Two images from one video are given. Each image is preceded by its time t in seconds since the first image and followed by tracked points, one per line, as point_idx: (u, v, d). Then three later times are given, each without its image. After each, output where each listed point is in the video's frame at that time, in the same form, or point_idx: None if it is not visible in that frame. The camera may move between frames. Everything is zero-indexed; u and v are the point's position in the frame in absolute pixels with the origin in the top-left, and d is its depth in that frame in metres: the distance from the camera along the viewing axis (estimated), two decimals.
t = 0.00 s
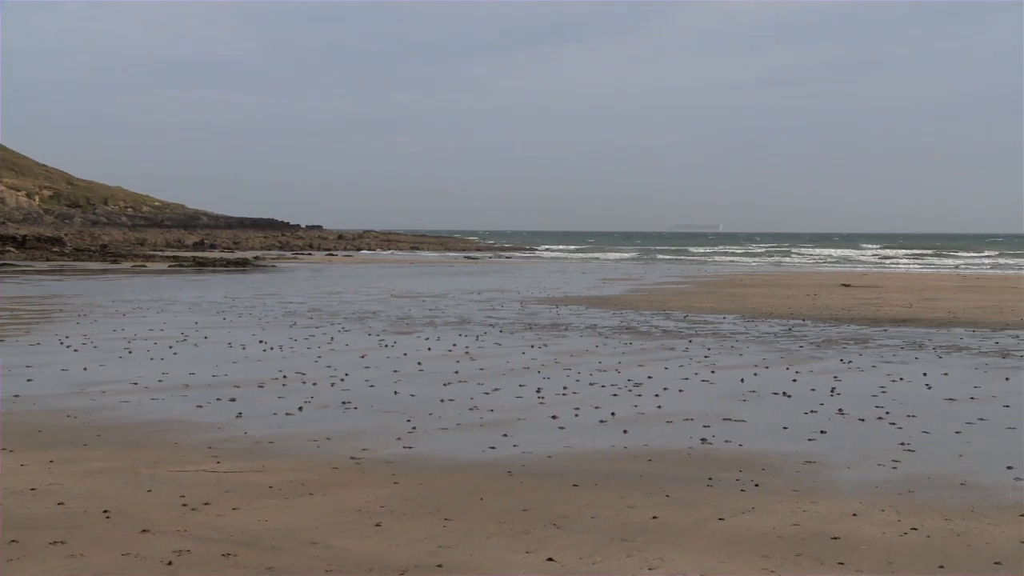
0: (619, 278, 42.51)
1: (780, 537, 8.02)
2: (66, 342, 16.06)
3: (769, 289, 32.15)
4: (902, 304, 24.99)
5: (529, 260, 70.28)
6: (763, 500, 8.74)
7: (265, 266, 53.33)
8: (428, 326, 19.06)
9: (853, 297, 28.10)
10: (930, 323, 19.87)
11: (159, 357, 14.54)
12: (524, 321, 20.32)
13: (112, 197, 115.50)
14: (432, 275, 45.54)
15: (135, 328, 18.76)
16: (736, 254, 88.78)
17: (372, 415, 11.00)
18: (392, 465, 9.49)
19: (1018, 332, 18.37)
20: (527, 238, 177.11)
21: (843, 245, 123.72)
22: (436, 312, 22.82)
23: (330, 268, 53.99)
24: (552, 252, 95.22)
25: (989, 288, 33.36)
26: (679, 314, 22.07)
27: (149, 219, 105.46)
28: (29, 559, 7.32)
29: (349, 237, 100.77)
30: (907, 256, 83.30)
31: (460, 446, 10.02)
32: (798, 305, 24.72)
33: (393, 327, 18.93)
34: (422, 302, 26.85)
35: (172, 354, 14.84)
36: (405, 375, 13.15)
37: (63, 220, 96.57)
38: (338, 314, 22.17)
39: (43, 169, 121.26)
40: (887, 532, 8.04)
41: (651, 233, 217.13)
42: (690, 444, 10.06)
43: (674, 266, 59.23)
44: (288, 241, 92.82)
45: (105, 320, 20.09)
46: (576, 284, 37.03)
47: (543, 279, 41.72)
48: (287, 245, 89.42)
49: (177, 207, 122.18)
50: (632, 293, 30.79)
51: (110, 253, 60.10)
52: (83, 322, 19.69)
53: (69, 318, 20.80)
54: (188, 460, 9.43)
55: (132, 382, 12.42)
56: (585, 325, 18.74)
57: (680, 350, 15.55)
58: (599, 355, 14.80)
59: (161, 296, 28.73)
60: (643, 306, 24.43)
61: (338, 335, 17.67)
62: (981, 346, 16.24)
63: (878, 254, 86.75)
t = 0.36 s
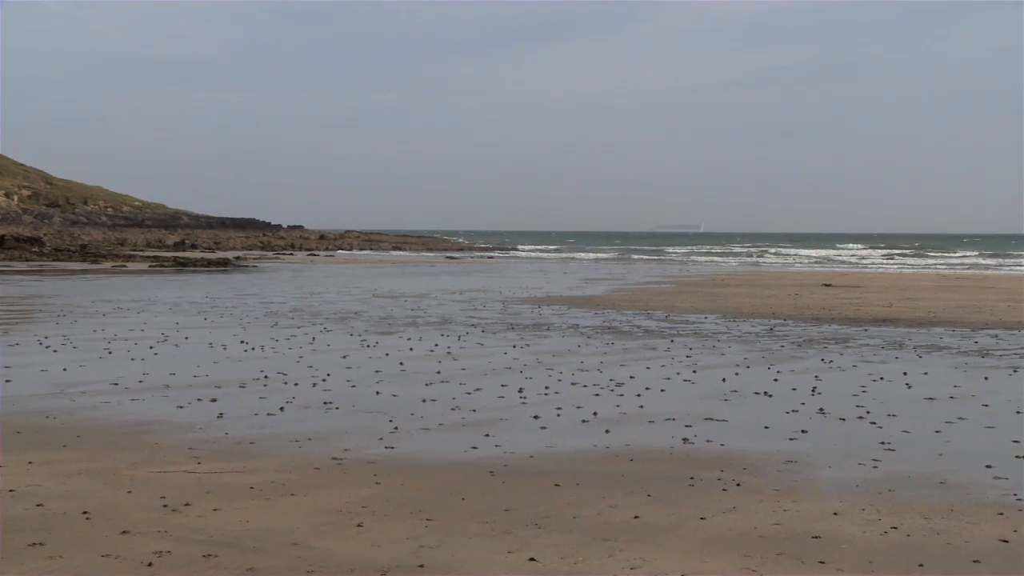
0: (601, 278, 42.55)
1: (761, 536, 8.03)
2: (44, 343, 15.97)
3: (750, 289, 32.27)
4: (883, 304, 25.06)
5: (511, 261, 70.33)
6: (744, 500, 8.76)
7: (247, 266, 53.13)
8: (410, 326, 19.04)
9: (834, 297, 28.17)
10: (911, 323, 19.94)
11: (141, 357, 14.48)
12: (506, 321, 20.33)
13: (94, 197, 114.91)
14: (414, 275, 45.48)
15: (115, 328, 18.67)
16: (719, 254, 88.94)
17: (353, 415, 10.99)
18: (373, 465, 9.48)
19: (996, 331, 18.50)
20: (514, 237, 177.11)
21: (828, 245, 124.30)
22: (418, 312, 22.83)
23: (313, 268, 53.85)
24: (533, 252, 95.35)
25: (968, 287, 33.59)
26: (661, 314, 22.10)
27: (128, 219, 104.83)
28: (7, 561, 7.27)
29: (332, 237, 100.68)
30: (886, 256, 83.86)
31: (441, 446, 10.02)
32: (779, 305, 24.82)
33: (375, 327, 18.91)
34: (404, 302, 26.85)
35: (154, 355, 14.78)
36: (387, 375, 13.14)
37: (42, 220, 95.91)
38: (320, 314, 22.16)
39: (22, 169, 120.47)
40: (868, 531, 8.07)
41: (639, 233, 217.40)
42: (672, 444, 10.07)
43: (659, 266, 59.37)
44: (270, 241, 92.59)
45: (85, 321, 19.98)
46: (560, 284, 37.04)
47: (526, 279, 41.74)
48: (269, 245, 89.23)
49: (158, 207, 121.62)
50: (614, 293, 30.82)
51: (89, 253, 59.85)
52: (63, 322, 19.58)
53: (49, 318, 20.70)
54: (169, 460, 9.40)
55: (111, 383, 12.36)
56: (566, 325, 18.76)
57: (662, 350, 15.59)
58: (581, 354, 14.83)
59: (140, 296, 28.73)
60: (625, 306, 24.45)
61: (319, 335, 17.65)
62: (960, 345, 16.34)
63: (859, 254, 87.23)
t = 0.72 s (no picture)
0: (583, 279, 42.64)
1: (742, 536, 8.05)
2: (22, 344, 15.87)
3: (730, 288, 32.40)
4: (862, 304, 25.19)
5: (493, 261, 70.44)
6: (725, 499, 8.79)
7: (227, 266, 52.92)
8: (391, 326, 19.02)
9: (813, 297, 28.31)
10: (890, 323, 20.06)
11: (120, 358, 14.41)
12: (487, 321, 20.34)
13: (74, 197, 114.43)
14: (395, 275, 45.45)
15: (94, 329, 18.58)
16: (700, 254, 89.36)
17: (334, 415, 10.98)
18: (354, 466, 9.47)
19: (973, 331, 18.64)
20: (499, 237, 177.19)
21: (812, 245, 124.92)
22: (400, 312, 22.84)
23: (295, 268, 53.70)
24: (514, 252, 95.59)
25: (946, 287, 33.84)
26: (641, 314, 22.15)
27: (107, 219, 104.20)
28: None
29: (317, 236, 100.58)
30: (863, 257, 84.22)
31: (423, 446, 10.01)
32: (760, 305, 24.93)
33: (356, 327, 18.89)
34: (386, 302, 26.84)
35: (134, 355, 14.71)
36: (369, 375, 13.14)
37: (19, 221, 95.23)
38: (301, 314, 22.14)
39: None
40: (847, 530, 8.11)
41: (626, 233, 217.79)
42: (653, 444, 10.09)
43: (642, 266, 59.55)
44: (250, 241, 92.32)
45: (63, 321, 19.86)
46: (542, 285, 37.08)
47: (509, 279, 41.78)
48: (249, 245, 89.00)
49: (137, 207, 121.01)
50: (595, 293, 30.90)
51: (52, 254, 59.33)
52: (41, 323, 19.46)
53: (27, 319, 20.59)
54: (149, 461, 9.37)
55: (90, 383, 12.30)
56: (547, 325, 18.79)
57: (643, 349, 15.64)
58: (563, 354, 14.86)
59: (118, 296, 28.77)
60: (607, 307, 24.51)
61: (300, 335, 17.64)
62: (938, 345, 16.44)
63: (841, 254, 87.82)
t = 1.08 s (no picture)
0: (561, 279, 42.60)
1: (718, 535, 8.07)
2: None
3: (708, 289, 32.42)
4: (839, 304, 25.25)
5: (472, 261, 70.37)
6: (701, 498, 8.81)
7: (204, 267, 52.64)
8: (369, 326, 18.98)
9: (790, 297, 28.39)
10: (866, 323, 20.15)
11: (97, 359, 14.33)
12: (465, 321, 20.32)
13: (49, 196, 113.56)
14: (374, 275, 45.33)
15: (69, 329, 18.46)
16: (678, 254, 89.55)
17: (311, 415, 10.95)
18: (331, 466, 9.45)
19: (948, 330, 18.76)
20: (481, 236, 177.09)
21: (795, 245, 125.37)
22: (378, 312, 22.81)
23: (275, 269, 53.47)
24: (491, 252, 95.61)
25: (922, 287, 34.00)
26: (619, 314, 22.17)
27: (81, 219, 103.33)
28: None
29: (292, 237, 100.17)
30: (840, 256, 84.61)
31: (401, 446, 10.00)
32: (737, 305, 24.99)
33: (333, 327, 18.85)
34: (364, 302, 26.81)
35: (110, 356, 14.62)
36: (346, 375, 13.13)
37: None
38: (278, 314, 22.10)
39: None
40: (823, 528, 8.15)
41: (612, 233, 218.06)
42: (630, 444, 10.11)
43: (624, 265, 59.62)
44: (225, 241, 91.62)
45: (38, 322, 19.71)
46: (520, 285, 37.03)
47: (488, 279, 41.72)
48: (227, 245, 88.65)
49: (111, 206, 120.08)
50: (574, 293, 30.91)
51: (23, 254, 58.79)
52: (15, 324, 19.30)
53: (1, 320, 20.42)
54: (124, 463, 9.32)
55: (66, 384, 12.22)
56: (525, 325, 18.79)
57: (620, 349, 15.69)
58: (540, 353, 14.90)
59: (95, 296, 28.72)
60: (585, 307, 24.51)
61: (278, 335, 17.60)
62: (914, 345, 16.53)
63: (820, 254, 88.05)
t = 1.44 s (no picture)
0: (539, 278, 42.51)
1: (695, 534, 8.07)
2: None
3: (685, 288, 32.47)
4: (816, 305, 25.30)
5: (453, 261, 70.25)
6: (679, 498, 8.82)
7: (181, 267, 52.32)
8: (346, 326, 18.93)
9: (766, 296, 28.43)
10: (842, 322, 20.24)
11: (72, 359, 14.23)
12: (443, 321, 20.29)
13: (24, 195, 112.65)
14: (353, 275, 45.19)
15: (44, 330, 18.32)
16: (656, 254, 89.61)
17: (288, 416, 10.93)
18: (308, 467, 9.42)
19: (923, 330, 18.88)
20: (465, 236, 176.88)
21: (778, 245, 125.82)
22: (356, 312, 22.77)
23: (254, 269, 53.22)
24: (469, 253, 95.51)
25: (898, 286, 34.19)
26: (597, 314, 22.17)
27: (55, 219, 102.43)
28: None
29: (266, 237, 99.72)
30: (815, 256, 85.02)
31: (378, 446, 9.99)
32: (714, 304, 25.06)
33: (311, 327, 18.79)
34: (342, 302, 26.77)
35: (85, 357, 14.53)
36: (324, 375, 13.11)
37: None
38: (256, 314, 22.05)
39: None
40: (799, 527, 8.17)
41: (598, 233, 218.28)
42: (607, 444, 10.12)
43: (606, 265, 59.67)
44: (200, 241, 91.16)
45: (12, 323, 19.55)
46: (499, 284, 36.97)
47: (468, 279, 41.64)
48: (202, 245, 88.21)
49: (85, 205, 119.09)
50: (552, 292, 30.92)
51: None
52: None
53: None
54: (99, 464, 9.28)
55: (40, 385, 12.14)
56: (503, 325, 18.77)
57: (598, 348, 15.73)
58: (518, 353, 14.93)
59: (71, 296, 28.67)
60: (563, 306, 24.50)
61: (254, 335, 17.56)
62: (889, 344, 16.62)
63: (799, 254, 87.70)
